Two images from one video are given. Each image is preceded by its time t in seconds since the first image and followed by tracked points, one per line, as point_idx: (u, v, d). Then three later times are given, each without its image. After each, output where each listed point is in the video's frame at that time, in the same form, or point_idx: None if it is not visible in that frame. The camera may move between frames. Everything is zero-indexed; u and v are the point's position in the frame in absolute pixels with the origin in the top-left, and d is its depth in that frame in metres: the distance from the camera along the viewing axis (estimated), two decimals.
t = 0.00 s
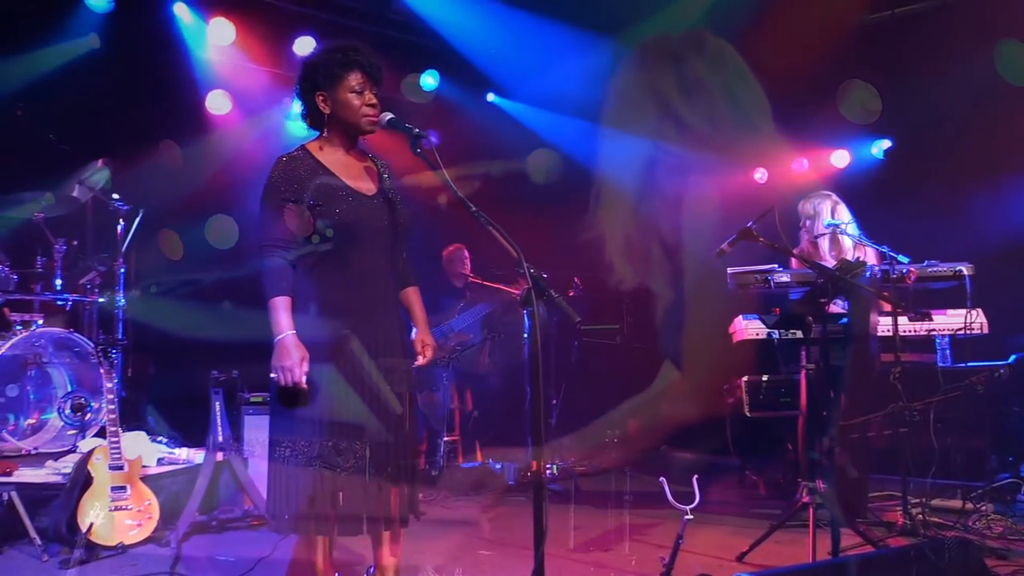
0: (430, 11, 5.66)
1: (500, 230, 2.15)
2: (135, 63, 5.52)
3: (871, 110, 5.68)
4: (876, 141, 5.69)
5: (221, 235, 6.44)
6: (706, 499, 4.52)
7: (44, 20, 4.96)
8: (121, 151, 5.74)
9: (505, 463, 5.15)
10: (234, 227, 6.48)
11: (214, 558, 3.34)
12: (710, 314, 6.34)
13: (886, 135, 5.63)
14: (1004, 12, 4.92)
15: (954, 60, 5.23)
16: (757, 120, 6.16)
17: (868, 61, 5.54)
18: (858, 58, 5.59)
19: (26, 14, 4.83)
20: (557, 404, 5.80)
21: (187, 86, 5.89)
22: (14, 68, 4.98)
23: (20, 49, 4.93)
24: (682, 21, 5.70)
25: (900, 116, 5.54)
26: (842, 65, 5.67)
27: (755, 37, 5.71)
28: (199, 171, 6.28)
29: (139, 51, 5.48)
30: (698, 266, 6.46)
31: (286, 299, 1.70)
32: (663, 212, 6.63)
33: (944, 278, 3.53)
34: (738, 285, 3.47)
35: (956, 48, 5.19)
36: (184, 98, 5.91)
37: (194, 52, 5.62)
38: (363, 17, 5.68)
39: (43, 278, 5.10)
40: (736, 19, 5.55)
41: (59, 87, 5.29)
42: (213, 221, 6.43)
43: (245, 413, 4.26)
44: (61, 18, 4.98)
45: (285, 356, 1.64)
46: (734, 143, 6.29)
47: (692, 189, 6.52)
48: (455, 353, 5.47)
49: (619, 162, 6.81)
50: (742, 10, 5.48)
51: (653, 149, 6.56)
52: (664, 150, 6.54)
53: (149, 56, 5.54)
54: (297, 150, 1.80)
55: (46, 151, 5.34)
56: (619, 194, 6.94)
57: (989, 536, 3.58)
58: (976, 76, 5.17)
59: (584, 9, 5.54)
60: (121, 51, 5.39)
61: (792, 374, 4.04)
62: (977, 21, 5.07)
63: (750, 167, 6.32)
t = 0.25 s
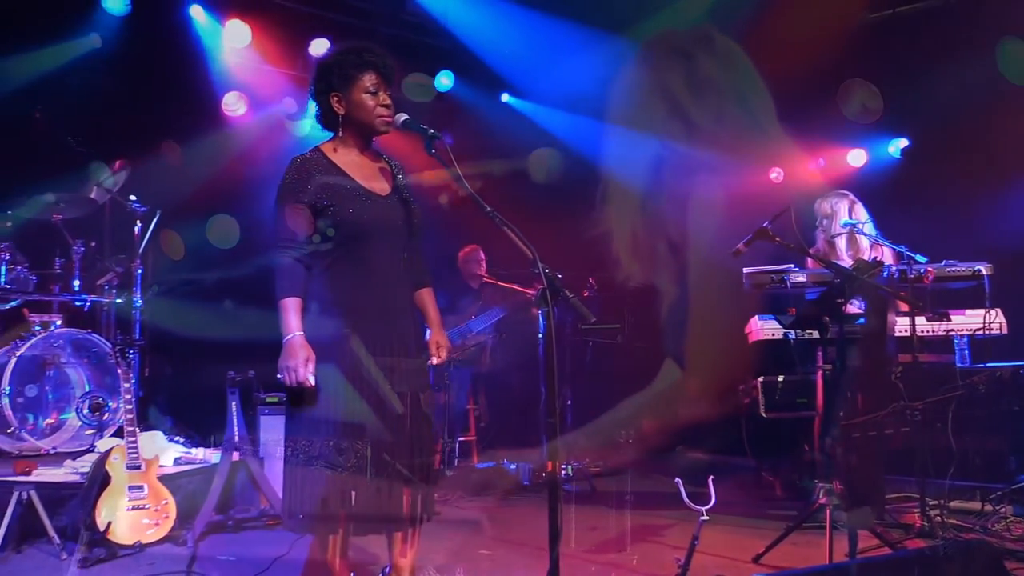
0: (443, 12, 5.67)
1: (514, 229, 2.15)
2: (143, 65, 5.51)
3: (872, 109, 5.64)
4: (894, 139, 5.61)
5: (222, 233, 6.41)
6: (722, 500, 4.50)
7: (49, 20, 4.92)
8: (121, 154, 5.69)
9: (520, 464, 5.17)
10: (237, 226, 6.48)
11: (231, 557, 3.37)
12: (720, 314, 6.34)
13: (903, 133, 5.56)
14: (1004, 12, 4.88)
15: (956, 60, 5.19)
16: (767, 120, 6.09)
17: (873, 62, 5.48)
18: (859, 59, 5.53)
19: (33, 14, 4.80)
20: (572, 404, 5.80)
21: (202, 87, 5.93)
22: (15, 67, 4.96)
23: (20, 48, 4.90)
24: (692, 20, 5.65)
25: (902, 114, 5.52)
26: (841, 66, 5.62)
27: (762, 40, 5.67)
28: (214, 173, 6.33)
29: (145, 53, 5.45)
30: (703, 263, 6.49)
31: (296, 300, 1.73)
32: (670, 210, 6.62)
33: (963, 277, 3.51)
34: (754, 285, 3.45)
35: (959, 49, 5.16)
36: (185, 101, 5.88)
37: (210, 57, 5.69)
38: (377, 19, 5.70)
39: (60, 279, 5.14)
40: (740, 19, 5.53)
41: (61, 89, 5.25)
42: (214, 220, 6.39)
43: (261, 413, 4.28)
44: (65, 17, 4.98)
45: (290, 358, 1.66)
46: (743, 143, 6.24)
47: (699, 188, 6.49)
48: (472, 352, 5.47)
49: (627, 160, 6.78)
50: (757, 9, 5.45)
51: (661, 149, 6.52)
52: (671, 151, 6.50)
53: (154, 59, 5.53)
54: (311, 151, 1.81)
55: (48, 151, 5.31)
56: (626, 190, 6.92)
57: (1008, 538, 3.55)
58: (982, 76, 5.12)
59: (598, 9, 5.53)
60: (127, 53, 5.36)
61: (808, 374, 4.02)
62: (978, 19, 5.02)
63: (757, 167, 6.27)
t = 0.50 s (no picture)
0: (453, 11, 5.66)
1: (526, 229, 2.14)
2: (145, 63, 5.55)
3: (871, 108, 5.65)
4: (908, 138, 5.51)
5: (220, 230, 6.32)
6: (734, 501, 4.49)
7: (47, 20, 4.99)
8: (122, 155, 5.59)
9: (532, 463, 5.16)
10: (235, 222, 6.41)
11: (244, 556, 3.38)
12: (727, 313, 6.33)
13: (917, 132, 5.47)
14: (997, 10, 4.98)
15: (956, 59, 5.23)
16: (767, 117, 6.08)
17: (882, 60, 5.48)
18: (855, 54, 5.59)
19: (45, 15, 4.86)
20: (584, 404, 5.79)
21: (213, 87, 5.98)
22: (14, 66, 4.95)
23: (20, 47, 4.95)
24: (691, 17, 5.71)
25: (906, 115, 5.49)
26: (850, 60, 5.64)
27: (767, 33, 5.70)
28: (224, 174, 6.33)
29: (143, 50, 5.48)
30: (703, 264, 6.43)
31: (304, 300, 1.73)
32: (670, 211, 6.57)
33: (977, 276, 3.48)
34: (767, 285, 3.44)
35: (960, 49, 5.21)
36: (183, 103, 5.84)
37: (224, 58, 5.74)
38: (388, 19, 5.71)
39: (75, 279, 5.18)
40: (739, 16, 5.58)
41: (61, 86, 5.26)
42: (212, 219, 6.29)
43: (274, 413, 4.30)
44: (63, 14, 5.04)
45: (295, 355, 1.65)
46: (744, 145, 6.17)
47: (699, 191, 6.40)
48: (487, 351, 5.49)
49: (630, 157, 6.78)
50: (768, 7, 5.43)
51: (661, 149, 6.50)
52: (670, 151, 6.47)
53: (153, 58, 5.56)
54: (322, 151, 1.82)
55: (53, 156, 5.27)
56: (629, 186, 6.94)
57: None
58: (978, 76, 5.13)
59: (609, 8, 5.52)
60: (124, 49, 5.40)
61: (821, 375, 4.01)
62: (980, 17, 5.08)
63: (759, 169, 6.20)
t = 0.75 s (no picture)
0: (466, 11, 5.67)
1: (540, 229, 2.15)
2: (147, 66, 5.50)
3: (867, 107, 5.69)
4: (924, 136, 5.52)
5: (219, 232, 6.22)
6: (749, 502, 4.47)
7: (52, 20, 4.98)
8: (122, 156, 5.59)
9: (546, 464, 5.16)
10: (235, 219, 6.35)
11: (259, 556, 3.40)
12: (735, 310, 6.40)
13: (934, 131, 5.47)
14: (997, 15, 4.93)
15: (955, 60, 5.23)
16: (765, 117, 6.12)
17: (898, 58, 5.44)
18: (855, 55, 5.55)
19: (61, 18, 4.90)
20: (599, 404, 5.78)
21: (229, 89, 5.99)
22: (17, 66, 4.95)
23: (20, 47, 4.94)
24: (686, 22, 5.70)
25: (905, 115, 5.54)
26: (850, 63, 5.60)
27: (778, 37, 5.66)
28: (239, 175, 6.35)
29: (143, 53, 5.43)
30: (703, 258, 6.55)
31: (320, 301, 1.73)
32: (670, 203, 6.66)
33: (994, 276, 3.45)
34: (782, 285, 3.42)
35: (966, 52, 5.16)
36: (186, 108, 5.82)
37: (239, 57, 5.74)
38: (402, 20, 5.71)
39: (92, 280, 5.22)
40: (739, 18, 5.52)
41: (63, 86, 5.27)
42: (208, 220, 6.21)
43: (290, 413, 4.29)
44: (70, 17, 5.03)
45: (311, 352, 1.65)
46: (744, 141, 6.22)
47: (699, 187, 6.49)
48: (505, 352, 5.47)
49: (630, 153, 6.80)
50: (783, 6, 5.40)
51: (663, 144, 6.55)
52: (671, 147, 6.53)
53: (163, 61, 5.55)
54: (335, 152, 1.83)
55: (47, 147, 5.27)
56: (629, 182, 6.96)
57: None
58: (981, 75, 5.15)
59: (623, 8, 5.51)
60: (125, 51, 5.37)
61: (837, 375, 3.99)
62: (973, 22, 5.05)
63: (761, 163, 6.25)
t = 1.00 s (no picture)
0: (482, 11, 5.67)
1: (556, 227, 2.15)
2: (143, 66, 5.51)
3: (864, 107, 5.79)
4: (944, 134, 5.53)
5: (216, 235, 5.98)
6: (768, 503, 4.44)
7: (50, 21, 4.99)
8: (121, 156, 5.62)
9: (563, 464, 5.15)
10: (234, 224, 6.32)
11: (276, 555, 3.41)
12: (734, 308, 6.46)
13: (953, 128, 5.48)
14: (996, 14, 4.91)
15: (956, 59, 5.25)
16: (761, 116, 6.09)
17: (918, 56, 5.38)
18: (854, 60, 5.57)
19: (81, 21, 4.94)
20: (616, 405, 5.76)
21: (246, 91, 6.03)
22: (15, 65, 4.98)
23: (21, 47, 4.98)
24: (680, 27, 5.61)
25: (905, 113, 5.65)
26: (847, 65, 5.62)
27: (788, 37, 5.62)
28: (250, 177, 6.38)
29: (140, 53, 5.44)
30: (700, 257, 6.59)
31: (337, 302, 1.74)
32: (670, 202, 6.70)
33: (1017, 275, 3.39)
34: (800, 285, 3.40)
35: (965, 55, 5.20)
36: (184, 108, 5.81)
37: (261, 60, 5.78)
38: (418, 21, 5.72)
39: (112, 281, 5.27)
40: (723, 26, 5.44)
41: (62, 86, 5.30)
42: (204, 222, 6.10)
43: (307, 413, 4.29)
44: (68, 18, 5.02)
45: (329, 353, 1.66)
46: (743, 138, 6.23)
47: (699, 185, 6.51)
48: (521, 352, 5.45)
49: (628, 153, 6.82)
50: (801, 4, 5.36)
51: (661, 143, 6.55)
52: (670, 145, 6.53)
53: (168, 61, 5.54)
54: (351, 153, 1.84)
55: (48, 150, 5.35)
56: (624, 182, 6.99)
57: None
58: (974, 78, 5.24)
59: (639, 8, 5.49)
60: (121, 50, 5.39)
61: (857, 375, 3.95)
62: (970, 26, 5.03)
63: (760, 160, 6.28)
